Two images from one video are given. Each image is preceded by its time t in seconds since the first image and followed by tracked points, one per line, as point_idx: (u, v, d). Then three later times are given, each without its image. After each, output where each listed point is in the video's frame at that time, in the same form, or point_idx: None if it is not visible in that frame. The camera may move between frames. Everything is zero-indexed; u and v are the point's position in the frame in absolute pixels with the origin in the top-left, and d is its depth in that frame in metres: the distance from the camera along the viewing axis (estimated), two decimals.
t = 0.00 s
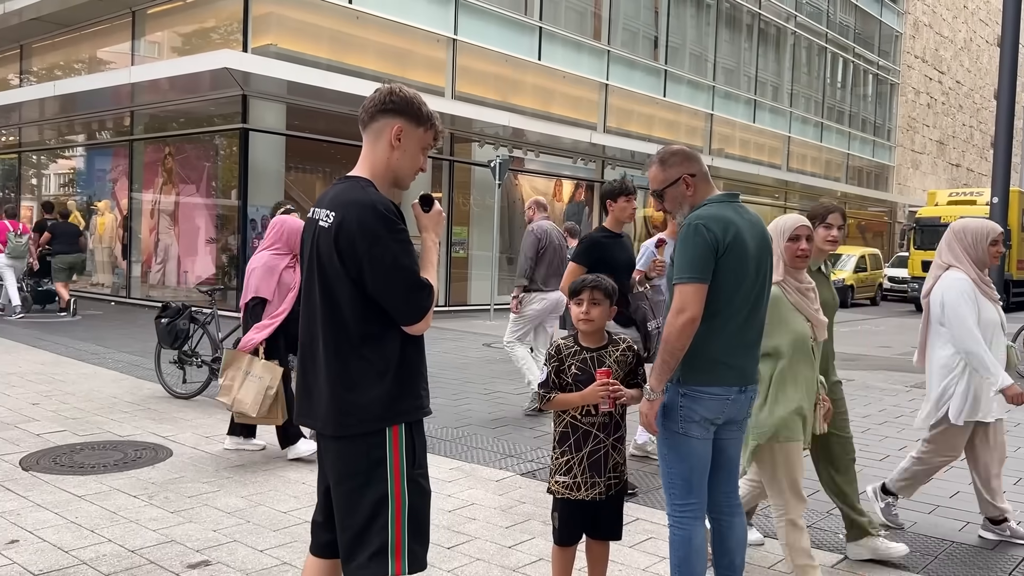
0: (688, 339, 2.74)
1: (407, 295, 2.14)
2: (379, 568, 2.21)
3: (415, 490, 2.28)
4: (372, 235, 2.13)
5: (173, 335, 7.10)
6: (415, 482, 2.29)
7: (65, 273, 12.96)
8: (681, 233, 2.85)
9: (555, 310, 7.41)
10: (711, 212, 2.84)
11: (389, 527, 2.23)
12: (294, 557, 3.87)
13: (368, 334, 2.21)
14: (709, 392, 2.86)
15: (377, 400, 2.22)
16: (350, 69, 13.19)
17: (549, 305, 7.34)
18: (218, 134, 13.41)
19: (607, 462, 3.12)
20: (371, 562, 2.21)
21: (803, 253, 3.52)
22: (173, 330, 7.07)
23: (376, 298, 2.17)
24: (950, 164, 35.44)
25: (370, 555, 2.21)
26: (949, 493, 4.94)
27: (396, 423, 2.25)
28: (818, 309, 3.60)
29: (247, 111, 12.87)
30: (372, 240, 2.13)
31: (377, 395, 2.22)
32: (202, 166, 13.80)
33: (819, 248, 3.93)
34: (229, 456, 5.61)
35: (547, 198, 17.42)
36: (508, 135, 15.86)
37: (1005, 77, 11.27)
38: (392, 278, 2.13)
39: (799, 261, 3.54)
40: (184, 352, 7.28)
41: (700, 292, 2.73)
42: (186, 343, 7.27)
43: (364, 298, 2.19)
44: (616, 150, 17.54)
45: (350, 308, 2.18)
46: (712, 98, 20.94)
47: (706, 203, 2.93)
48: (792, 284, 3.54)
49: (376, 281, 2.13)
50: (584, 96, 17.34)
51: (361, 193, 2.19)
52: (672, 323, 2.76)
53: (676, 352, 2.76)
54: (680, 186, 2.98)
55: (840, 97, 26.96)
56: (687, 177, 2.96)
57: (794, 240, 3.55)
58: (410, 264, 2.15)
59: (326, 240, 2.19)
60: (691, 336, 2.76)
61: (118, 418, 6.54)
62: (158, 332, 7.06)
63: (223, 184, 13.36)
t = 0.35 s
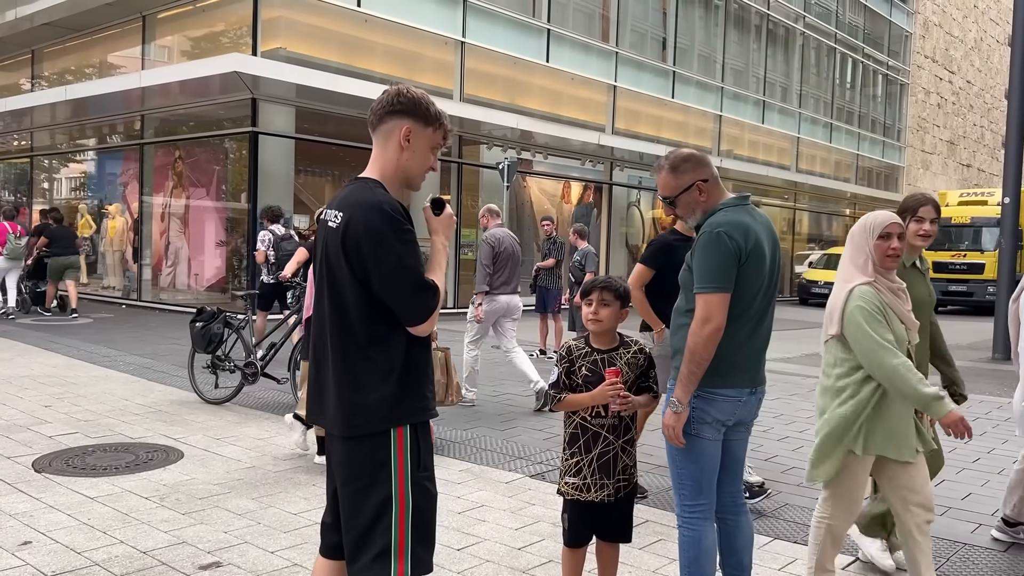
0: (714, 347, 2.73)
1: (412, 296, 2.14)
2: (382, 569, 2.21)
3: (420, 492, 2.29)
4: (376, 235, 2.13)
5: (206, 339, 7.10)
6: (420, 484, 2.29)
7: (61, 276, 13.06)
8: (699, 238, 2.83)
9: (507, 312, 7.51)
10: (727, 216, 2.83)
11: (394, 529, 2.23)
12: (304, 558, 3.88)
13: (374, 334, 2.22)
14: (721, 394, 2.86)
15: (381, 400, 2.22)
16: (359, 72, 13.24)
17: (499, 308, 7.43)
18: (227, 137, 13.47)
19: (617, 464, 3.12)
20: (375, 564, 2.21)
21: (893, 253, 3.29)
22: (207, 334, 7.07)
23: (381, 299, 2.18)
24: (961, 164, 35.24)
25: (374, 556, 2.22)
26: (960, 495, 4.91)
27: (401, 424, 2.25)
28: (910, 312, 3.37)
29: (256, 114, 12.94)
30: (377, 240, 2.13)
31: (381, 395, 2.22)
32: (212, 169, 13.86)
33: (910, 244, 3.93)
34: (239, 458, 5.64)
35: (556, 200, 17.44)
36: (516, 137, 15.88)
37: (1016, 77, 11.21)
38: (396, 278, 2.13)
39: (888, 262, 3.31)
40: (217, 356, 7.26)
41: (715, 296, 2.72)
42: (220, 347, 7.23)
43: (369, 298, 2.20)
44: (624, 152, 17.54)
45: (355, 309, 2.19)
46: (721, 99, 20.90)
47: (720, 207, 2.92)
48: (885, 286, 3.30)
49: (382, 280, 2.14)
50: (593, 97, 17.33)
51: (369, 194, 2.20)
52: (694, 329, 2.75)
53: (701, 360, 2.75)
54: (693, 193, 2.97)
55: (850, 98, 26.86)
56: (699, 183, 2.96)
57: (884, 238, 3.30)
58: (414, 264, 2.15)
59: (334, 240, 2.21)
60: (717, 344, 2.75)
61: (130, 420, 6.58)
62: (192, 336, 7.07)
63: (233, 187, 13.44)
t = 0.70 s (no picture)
0: (732, 348, 2.72)
1: (420, 292, 2.15)
2: (391, 567, 2.22)
3: (430, 490, 2.30)
4: (384, 233, 2.15)
5: (237, 342, 7.05)
6: (431, 483, 2.30)
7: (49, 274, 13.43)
8: (713, 238, 2.83)
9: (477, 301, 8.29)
10: (742, 217, 2.83)
11: (403, 527, 2.24)
12: (316, 557, 3.90)
13: (384, 331, 2.23)
14: (736, 394, 2.86)
15: (391, 397, 2.23)
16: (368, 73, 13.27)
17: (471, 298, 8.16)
18: (236, 139, 13.53)
19: (627, 463, 3.12)
20: (384, 561, 2.23)
21: (1006, 246, 3.04)
22: (237, 337, 7.01)
23: (390, 296, 2.19)
24: (971, 163, 35.06)
25: (383, 554, 2.23)
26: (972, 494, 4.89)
27: (411, 420, 2.27)
28: None
29: (265, 115, 12.99)
30: (386, 237, 2.15)
31: (391, 392, 2.23)
32: (222, 170, 13.93)
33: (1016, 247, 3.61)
34: (250, 457, 5.66)
35: (564, 200, 17.44)
36: (524, 137, 15.89)
37: None
38: (404, 275, 2.13)
39: (1001, 255, 3.06)
40: (248, 359, 7.17)
41: (729, 295, 2.72)
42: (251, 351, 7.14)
43: (379, 295, 2.21)
44: (633, 152, 17.52)
45: (364, 306, 2.20)
46: (729, 98, 20.85)
47: (733, 207, 2.92)
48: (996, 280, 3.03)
49: (391, 277, 2.15)
50: (601, 97, 17.32)
51: (379, 192, 2.21)
52: (712, 328, 2.74)
53: (719, 362, 2.73)
54: (706, 193, 2.97)
55: (858, 96, 26.75)
56: (713, 183, 2.96)
57: (996, 231, 3.07)
58: (422, 261, 2.16)
59: (344, 238, 2.22)
60: (735, 344, 2.74)
61: (142, 420, 6.63)
62: (223, 339, 7.05)
63: (242, 188, 13.49)
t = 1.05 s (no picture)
0: (737, 344, 2.72)
1: (429, 288, 2.15)
2: (410, 563, 2.23)
3: (446, 486, 2.30)
4: (391, 231, 2.15)
5: (267, 343, 6.96)
6: (446, 479, 2.31)
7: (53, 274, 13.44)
8: (718, 237, 2.83)
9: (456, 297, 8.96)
10: (746, 213, 2.83)
11: (421, 523, 2.25)
12: (324, 554, 3.92)
13: (397, 329, 2.24)
14: (745, 391, 2.86)
15: (406, 393, 2.24)
16: (375, 72, 13.29)
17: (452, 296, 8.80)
18: (243, 138, 13.57)
19: (635, 460, 3.12)
20: (403, 558, 2.24)
21: None
22: (267, 338, 6.92)
23: (400, 293, 2.19)
24: (980, 159, 34.89)
25: (401, 550, 2.24)
26: (981, 491, 4.88)
27: (427, 416, 2.27)
28: None
29: (273, 114, 13.02)
30: (393, 235, 2.15)
31: (406, 388, 2.24)
32: (229, 170, 13.97)
33: None
34: (258, 455, 5.69)
35: (570, 198, 17.42)
36: (531, 135, 15.88)
37: None
38: (413, 271, 2.14)
39: None
40: (278, 361, 7.12)
41: (735, 292, 2.71)
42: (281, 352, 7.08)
43: (389, 293, 2.22)
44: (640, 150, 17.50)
45: (376, 305, 2.22)
46: (737, 95, 20.81)
47: (739, 205, 2.92)
48: None
49: (399, 276, 2.16)
50: (608, 95, 17.30)
51: (384, 192, 2.22)
52: (717, 325, 2.74)
53: (724, 359, 2.73)
54: (714, 190, 2.97)
55: (866, 93, 26.64)
56: (720, 181, 2.96)
57: None
58: (430, 257, 2.17)
59: (351, 238, 2.24)
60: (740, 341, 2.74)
61: (152, 419, 6.66)
62: (253, 340, 6.95)
63: (249, 187, 13.53)
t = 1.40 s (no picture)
0: (744, 340, 2.72)
1: (439, 283, 2.16)
2: (417, 558, 2.24)
3: (452, 481, 2.31)
4: (402, 226, 2.16)
5: (294, 343, 6.95)
6: (453, 474, 2.31)
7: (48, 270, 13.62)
8: (722, 232, 2.83)
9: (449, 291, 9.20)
10: (751, 208, 2.83)
11: (427, 519, 2.26)
12: (330, 550, 3.93)
13: (405, 324, 2.24)
14: (751, 387, 2.86)
15: (414, 388, 2.25)
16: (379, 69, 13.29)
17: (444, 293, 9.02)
18: (248, 135, 13.58)
19: (639, 456, 3.13)
20: (409, 553, 2.24)
21: None
22: (295, 337, 6.92)
23: (409, 288, 2.20)
24: (986, 156, 34.75)
25: (408, 546, 2.25)
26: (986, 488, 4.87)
27: (433, 411, 2.28)
28: None
29: (277, 111, 13.03)
30: (403, 230, 2.16)
31: (414, 383, 2.25)
32: (234, 167, 13.99)
33: None
34: (264, 452, 5.70)
35: (575, 195, 17.39)
36: (536, 132, 15.85)
37: None
38: (422, 267, 2.15)
39: None
40: (305, 360, 7.10)
41: (740, 287, 2.72)
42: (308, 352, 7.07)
43: (399, 288, 2.23)
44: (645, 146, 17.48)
45: (386, 301, 2.22)
46: (741, 92, 20.75)
47: (743, 199, 2.91)
48: None
49: (409, 271, 2.16)
50: (612, 92, 17.28)
51: (394, 188, 2.23)
52: (723, 321, 2.74)
53: (730, 355, 2.73)
54: (720, 181, 2.96)
55: (871, 90, 26.55)
56: (727, 173, 2.95)
57: None
58: (440, 252, 2.17)
59: (361, 234, 2.24)
60: (746, 337, 2.74)
61: (157, 415, 6.68)
62: (280, 339, 6.93)
63: (254, 184, 13.53)
